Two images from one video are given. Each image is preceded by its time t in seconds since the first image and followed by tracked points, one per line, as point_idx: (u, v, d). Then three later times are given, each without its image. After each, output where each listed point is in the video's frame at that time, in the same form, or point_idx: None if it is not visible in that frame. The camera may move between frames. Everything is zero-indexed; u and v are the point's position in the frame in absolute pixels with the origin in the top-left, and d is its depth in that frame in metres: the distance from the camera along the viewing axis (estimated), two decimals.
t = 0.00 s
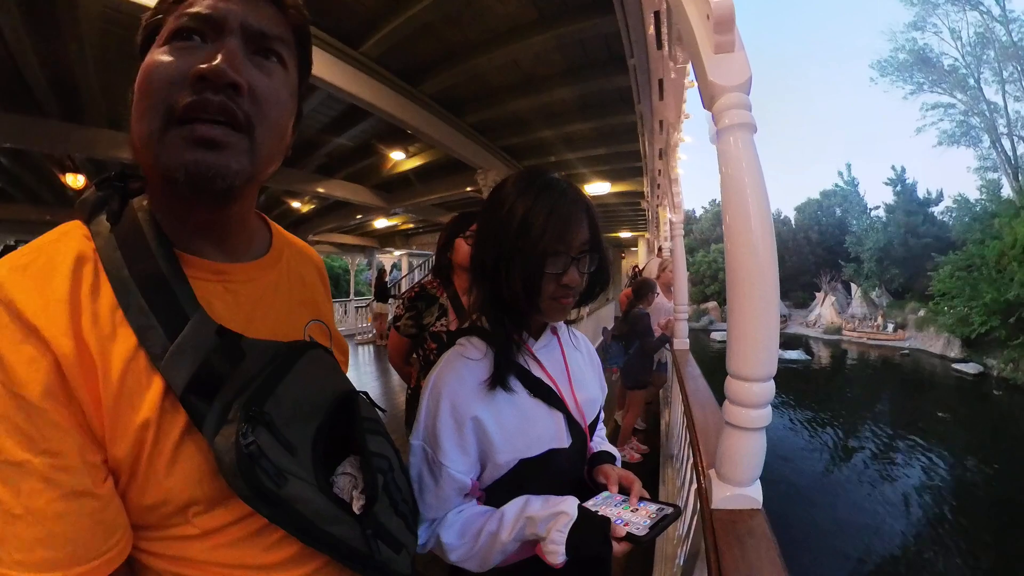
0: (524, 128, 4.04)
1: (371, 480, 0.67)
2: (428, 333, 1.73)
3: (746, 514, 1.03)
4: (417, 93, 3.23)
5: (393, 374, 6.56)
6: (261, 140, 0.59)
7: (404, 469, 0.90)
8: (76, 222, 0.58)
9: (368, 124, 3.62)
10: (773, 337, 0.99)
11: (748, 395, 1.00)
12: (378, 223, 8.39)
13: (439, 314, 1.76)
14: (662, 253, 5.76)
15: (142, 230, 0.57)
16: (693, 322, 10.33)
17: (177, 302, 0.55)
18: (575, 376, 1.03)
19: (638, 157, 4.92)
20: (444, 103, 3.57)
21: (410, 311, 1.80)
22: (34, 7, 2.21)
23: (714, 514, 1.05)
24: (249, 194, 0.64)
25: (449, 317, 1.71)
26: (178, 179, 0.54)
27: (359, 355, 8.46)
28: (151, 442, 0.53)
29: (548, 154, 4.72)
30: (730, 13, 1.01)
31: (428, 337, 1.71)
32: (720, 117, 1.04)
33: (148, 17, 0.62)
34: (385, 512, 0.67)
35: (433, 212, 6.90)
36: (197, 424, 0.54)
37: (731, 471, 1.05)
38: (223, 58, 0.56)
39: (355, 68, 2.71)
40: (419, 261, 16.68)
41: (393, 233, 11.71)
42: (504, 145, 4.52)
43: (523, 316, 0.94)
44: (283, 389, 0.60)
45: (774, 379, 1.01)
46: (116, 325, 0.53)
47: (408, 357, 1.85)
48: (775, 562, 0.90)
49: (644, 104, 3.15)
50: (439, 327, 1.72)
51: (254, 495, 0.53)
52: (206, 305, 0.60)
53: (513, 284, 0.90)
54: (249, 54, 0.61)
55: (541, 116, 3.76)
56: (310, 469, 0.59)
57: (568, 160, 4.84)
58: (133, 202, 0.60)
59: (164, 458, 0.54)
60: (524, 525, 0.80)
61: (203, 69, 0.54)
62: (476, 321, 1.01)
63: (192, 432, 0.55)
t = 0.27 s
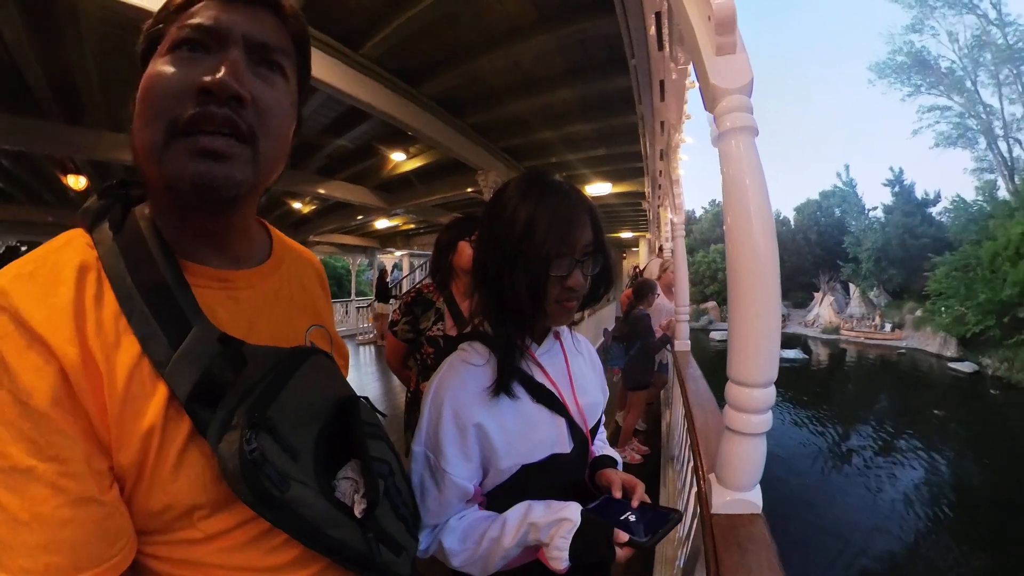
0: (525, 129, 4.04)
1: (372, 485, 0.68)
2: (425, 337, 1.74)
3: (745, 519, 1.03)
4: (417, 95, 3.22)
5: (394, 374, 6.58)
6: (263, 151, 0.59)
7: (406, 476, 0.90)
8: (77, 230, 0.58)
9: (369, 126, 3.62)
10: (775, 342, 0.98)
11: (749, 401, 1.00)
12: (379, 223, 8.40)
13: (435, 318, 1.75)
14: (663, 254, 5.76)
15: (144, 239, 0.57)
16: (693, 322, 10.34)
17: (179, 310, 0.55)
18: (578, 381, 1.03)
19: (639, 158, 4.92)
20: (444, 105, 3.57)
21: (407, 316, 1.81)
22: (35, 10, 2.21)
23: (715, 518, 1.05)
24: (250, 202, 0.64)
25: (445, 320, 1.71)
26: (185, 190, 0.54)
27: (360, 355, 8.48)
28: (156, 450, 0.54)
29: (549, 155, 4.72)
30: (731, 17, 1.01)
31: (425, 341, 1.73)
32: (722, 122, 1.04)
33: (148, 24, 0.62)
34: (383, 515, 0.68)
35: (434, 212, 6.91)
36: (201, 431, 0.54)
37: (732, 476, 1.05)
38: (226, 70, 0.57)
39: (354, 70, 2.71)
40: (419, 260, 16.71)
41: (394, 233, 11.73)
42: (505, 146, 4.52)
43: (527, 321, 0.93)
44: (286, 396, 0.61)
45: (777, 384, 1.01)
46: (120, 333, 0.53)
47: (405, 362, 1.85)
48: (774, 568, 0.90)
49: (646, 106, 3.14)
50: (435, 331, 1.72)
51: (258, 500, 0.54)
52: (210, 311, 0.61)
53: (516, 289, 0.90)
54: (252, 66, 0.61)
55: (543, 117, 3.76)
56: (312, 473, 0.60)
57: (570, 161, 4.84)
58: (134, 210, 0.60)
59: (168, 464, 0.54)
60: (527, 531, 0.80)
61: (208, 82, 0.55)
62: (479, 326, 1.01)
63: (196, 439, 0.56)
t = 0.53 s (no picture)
0: (524, 135, 4.06)
1: (374, 500, 0.72)
2: (423, 346, 1.82)
3: (731, 531, 1.12)
4: (416, 103, 3.25)
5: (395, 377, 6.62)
6: (268, 195, 0.64)
7: (406, 488, 0.96)
8: (88, 268, 0.63)
9: (369, 133, 3.65)
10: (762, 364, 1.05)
11: (735, 421, 1.07)
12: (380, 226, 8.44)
13: (433, 328, 1.83)
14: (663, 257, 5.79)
15: (154, 277, 0.61)
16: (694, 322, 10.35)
17: (192, 346, 0.59)
18: (572, 398, 1.07)
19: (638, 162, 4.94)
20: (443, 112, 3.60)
21: (406, 326, 1.84)
22: (37, 23, 2.25)
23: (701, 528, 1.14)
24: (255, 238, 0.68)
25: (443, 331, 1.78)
26: (198, 239, 0.59)
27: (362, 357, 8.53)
28: (177, 475, 0.58)
29: (549, 160, 4.75)
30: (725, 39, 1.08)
31: (422, 350, 1.81)
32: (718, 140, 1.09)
33: (144, 64, 0.65)
34: (387, 527, 0.71)
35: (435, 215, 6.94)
36: (218, 457, 0.59)
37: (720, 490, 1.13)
38: (229, 121, 0.60)
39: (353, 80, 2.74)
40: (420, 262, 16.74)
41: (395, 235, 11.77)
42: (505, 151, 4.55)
43: (523, 342, 0.97)
44: (293, 420, 0.65)
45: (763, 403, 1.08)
46: (137, 369, 0.57)
47: (403, 371, 1.89)
48: None
49: (644, 112, 3.16)
50: (433, 340, 1.81)
51: (270, 517, 0.58)
52: (218, 343, 0.65)
53: (512, 314, 0.94)
54: (252, 112, 0.64)
55: (541, 122, 3.78)
56: (318, 490, 0.64)
57: (569, 165, 4.86)
58: (143, 249, 0.64)
59: (188, 486, 0.59)
60: (521, 544, 0.84)
61: (212, 135, 0.58)
62: (475, 345, 1.05)
63: (212, 463, 0.60)
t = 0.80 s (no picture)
0: (523, 140, 4.09)
1: (373, 513, 0.74)
2: (423, 355, 1.84)
3: (720, 544, 1.24)
4: (416, 110, 3.28)
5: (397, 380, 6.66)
6: (262, 229, 0.67)
7: (404, 502, 0.99)
8: (92, 300, 0.66)
9: (369, 140, 3.68)
10: (754, 390, 1.15)
11: (727, 438, 1.18)
12: (382, 229, 8.47)
13: (433, 337, 1.85)
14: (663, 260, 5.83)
15: (156, 310, 0.64)
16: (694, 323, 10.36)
17: (197, 374, 0.62)
18: (569, 415, 1.10)
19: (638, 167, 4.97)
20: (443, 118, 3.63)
21: (406, 335, 1.87)
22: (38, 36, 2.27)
23: (692, 540, 1.27)
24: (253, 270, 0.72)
25: (443, 339, 1.80)
26: (200, 278, 0.63)
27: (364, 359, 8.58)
28: (188, 497, 0.61)
29: (548, 165, 4.78)
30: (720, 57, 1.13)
31: (423, 358, 1.84)
32: (714, 160, 1.15)
33: (134, 103, 0.67)
34: (386, 538, 0.73)
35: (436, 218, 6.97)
36: (225, 479, 0.62)
37: (711, 505, 1.25)
38: (223, 164, 0.63)
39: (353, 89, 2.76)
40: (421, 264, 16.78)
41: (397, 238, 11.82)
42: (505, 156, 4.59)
43: (517, 360, 0.99)
44: (295, 440, 0.67)
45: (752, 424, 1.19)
46: (147, 402, 0.60)
47: (404, 378, 1.93)
48: None
49: (643, 119, 3.19)
50: (433, 349, 1.83)
51: (278, 532, 0.61)
52: (221, 371, 0.69)
53: (508, 334, 0.97)
54: (245, 150, 0.67)
55: (540, 127, 3.81)
56: (321, 505, 0.66)
57: (568, 170, 4.90)
58: (142, 282, 0.67)
59: (200, 506, 0.62)
60: (519, 562, 0.86)
61: (208, 179, 0.61)
62: (472, 363, 1.08)
63: (222, 484, 0.63)
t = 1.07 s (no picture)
0: (521, 142, 4.11)
1: (360, 509, 0.78)
2: (420, 357, 1.87)
3: (708, 547, 1.27)
4: (413, 114, 3.31)
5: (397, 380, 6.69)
6: (250, 243, 0.72)
7: (395, 503, 1.01)
8: (93, 309, 0.69)
9: (368, 142, 3.70)
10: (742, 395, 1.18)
11: (716, 445, 1.21)
12: (382, 229, 8.50)
13: (430, 339, 1.88)
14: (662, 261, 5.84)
15: (154, 318, 0.68)
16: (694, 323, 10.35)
17: (193, 378, 0.66)
18: (558, 420, 1.12)
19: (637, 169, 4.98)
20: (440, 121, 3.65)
21: (403, 338, 1.91)
22: (38, 41, 2.30)
23: (681, 544, 1.29)
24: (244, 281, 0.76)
25: (439, 342, 1.84)
26: (192, 292, 0.67)
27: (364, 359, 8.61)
28: (185, 492, 0.65)
29: (547, 166, 4.79)
30: (711, 63, 1.15)
31: (420, 360, 1.87)
32: (706, 166, 1.17)
33: (127, 123, 0.70)
34: (372, 532, 0.77)
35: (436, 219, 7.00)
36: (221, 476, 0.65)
37: (699, 509, 1.28)
38: (211, 183, 0.67)
39: (349, 93, 2.78)
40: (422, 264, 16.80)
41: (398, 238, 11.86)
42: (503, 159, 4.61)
43: (506, 365, 1.03)
44: (287, 439, 0.71)
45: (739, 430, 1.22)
46: (147, 404, 0.64)
47: (402, 379, 1.97)
48: None
49: (639, 121, 3.21)
50: (430, 351, 1.86)
51: (270, 526, 0.64)
52: (216, 376, 0.73)
53: (498, 339, 1.00)
54: (231, 169, 0.71)
55: (537, 129, 3.83)
56: (311, 501, 0.70)
57: (567, 171, 4.92)
58: (141, 291, 0.71)
59: (198, 498, 0.66)
60: (507, 563, 0.89)
61: (197, 199, 0.65)
62: (462, 369, 1.11)
63: (217, 481, 0.67)
